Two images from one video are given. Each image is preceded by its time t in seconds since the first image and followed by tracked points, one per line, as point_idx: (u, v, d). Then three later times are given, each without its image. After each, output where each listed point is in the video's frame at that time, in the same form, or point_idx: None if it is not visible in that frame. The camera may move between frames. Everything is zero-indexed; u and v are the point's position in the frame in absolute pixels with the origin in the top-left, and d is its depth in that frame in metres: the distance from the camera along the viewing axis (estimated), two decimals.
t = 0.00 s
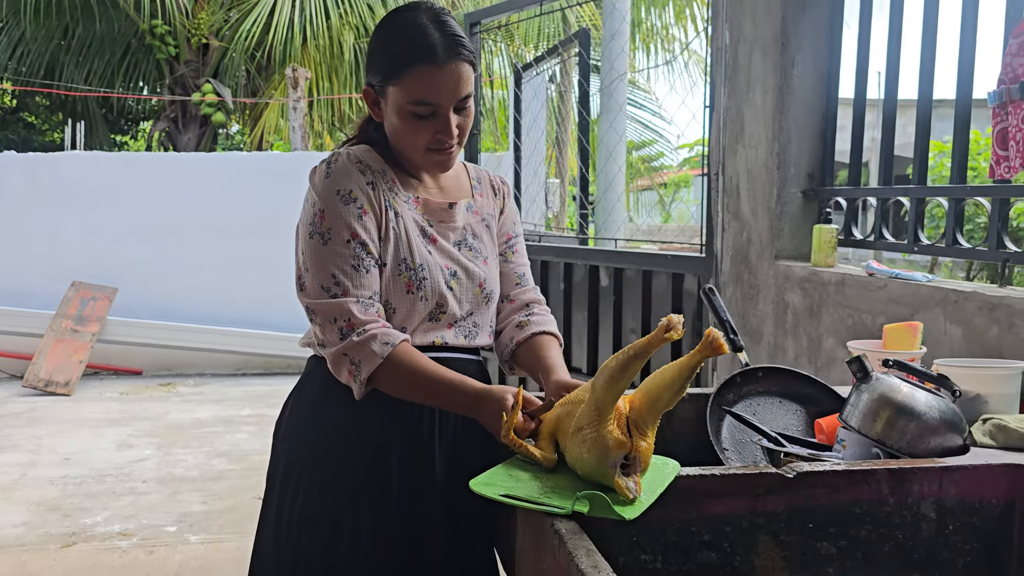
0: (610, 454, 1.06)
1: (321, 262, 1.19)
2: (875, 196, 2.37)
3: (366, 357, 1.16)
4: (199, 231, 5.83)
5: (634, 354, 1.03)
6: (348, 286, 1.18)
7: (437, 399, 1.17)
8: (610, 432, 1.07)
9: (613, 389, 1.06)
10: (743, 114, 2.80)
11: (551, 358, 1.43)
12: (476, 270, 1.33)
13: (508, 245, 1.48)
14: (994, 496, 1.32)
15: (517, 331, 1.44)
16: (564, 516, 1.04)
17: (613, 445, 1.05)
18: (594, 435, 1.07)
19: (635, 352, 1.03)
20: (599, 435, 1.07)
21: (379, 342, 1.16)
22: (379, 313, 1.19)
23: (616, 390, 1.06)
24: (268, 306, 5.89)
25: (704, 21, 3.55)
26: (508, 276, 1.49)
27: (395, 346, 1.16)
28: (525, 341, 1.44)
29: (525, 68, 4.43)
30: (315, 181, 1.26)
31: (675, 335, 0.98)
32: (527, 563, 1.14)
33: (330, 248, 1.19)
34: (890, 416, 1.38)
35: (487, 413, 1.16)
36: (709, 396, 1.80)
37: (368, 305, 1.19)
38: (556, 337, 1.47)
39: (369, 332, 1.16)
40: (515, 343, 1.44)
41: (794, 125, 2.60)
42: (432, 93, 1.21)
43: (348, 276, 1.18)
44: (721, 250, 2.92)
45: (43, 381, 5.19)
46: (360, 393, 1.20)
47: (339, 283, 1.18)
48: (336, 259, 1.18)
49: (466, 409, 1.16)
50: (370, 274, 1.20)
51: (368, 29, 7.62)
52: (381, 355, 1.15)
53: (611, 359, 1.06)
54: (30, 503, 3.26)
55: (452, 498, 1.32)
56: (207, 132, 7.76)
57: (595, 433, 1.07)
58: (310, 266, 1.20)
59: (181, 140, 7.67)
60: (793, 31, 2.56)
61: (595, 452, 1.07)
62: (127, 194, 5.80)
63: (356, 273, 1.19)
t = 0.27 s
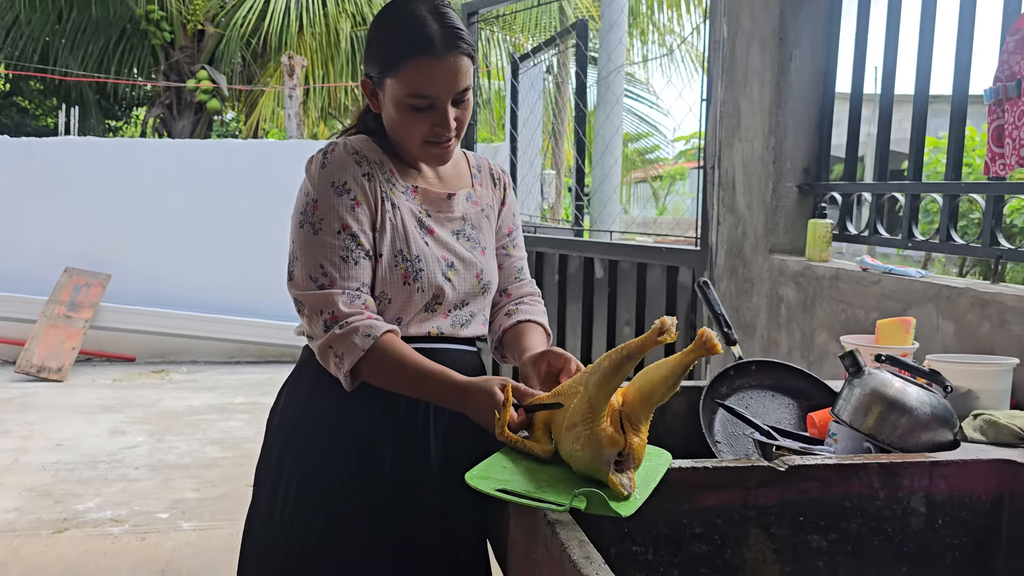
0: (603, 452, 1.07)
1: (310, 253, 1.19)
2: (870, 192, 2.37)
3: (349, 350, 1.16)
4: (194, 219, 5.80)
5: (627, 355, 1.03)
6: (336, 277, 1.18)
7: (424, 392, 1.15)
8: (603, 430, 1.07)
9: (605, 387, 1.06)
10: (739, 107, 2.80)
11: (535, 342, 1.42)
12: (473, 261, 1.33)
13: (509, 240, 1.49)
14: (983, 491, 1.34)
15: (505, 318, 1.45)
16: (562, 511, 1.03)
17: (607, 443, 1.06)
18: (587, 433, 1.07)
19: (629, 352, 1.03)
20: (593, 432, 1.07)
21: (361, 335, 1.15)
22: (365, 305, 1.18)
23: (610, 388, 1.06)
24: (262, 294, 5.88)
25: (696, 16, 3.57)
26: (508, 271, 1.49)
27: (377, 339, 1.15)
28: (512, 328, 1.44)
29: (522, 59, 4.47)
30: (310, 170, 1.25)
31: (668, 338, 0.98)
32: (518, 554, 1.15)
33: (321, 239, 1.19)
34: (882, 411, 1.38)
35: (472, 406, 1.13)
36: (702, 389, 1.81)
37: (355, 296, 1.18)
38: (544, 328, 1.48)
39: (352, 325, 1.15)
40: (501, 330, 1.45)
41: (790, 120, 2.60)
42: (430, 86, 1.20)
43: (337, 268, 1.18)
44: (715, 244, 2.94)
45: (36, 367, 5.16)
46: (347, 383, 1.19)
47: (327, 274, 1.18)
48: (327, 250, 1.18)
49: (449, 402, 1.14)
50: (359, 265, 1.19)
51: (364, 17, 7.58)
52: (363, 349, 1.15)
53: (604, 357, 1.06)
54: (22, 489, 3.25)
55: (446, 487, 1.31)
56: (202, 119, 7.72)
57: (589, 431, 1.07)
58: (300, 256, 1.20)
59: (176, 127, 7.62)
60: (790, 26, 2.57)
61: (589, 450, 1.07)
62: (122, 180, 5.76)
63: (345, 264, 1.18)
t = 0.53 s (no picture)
0: (598, 437, 1.05)
1: (298, 233, 1.17)
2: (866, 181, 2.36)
3: (336, 332, 1.13)
4: (185, 205, 5.75)
5: (620, 337, 1.02)
6: (323, 258, 1.15)
7: (412, 376, 1.13)
8: (597, 414, 1.05)
9: (598, 369, 1.04)
10: (735, 96, 2.77)
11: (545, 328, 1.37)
12: (465, 244, 1.30)
13: (506, 216, 1.46)
14: (981, 482, 1.32)
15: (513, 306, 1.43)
16: (555, 497, 1.01)
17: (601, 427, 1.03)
18: (581, 418, 1.06)
19: (621, 334, 1.02)
20: (587, 417, 1.05)
21: (347, 317, 1.12)
22: (352, 286, 1.16)
23: (603, 370, 1.04)
24: (254, 282, 5.84)
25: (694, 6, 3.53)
26: (509, 248, 1.47)
27: (363, 320, 1.13)
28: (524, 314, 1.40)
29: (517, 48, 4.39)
30: (299, 151, 1.23)
31: (662, 317, 0.97)
32: (511, 541, 1.13)
33: (309, 219, 1.16)
34: (879, 400, 1.37)
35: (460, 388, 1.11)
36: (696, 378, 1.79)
37: (342, 278, 1.15)
38: (562, 307, 1.42)
39: (338, 306, 1.13)
40: (515, 317, 1.42)
41: (787, 109, 2.58)
42: (423, 69, 1.18)
43: (324, 248, 1.16)
44: (710, 234, 2.91)
45: (27, 354, 5.11)
46: (334, 366, 1.16)
47: (314, 255, 1.16)
48: (315, 230, 1.16)
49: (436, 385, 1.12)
50: (348, 246, 1.17)
51: (359, 6, 7.51)
52: (349, 330, 1.12)
53: (597, 342, 1.05)
54: (10, 476, 3.22)
55: (437, 475, 1.29)
56: (195, 107, 7.65)
57: (582, 416, 1.05)
58: (288, 236, 1.18)
59: (168, 114, 7.56)
60: (788, 16, 2.56)
61: (583, 435, 1.05)
62: (112, 166, 5.70)
63: (333, 245, 1.16)
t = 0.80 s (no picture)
0: (598, 433, 1.05)
1: (292, 231, 1.17)
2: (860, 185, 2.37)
3: (330, 331, 1.13)
4: (179, 203, 5.73)
5: (628, 334, 1.02)
6: (317, 256, 1.15)
7: (407, 374, 1.13)
8: (598, 411, 1.05)
9: (602, 366, 1.05)
10: (730, 98, 2.78)
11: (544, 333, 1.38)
12: (459, 243, 1.31)
13: (500, 213, 1.46)
14: (970, 484, 1.33)
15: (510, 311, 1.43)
16: (548, 497, 1.02)
17: (602, 424, 1.03)
18: (580, 414, 1.06)
19: (629, 331, 1.02)
20: (587, 413, 1.05)
21: (341, 316, 1.12)
22: (346, 285, 1.16)
23: (607, 367, 1.05)
24: (248, 281, 5.83)
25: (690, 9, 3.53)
26: (502, 243, 1.47)
27: (358, 318, 1.13)
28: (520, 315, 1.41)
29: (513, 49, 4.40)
30: (294, 149, 1.23)
31: (674, 314, 0.97)
32: (503, 541, 1.13)
33: (303, 218, 1.17)
34: (871, 402, 1.38)
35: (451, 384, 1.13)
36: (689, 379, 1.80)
37: (336, 276, 1.16)
38: (560, 305, 1.41)
39: (332, 305, 1.13)
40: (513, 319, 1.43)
41: (781, 111, 2.59)
42: (414, 70, 1.18)
43: (318, 247, 1.16)
44: (704, 236, 2.90)
45: (18, 351, 5.08)
46: (329, 365, 1.16)
47: (308, 253, 1.16)
48: (309, 229, 1.16)
49: (428, 381, 1.13)
50: (342, 245, 1.17)
51: (355, 5, 7.50)
52: (343, 329, 1.12)
53: (604, 338, 1.05)
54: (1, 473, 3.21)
55: (431, 473, 1.30)
56: (190, 105, 7.63)
57: (583, 411, 1.06)
58: (282, 234, 1.18)
59: (163, 113, 7.54)
60: (784, 17, 2.56)
61: (582, 432, 1.06)
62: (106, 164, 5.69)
63: (327, 244, 1.16)
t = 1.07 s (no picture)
0: (594, 438, 1.05)
1: (294, 235, 1.17)
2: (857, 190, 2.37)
3: (330, 337, 1.13)
4: (176, 207, 5.72)
5: (621, 338, 1.02)
6: (318, 260, 1.15)
7: (403, 383, 1.13)
8: (593, 415, 1.05)
9: (598, 370, 1.04)
10: (728, 104, 2.79)
11: (528, 345, 1.39)
12: (459, 248, 1.31)
13: (493, 223, 1.46)
14: (968, 488, 1.34)
15: (496, 315, 1.40)
16: (547, 501, 1.01)
17: (597, 428, 1.03)
18: (577, 418, 1.06)
19: (622, 335, 1.02)
20: (583, 417, 1.05)
21: (343, 323, 1.13)
22: (347, 290, 1.16)
23: (601, 371, 1.04)
24: (244, 285, 5.82)
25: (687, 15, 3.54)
26: (492, 253, 1.46)
27: (359, 326, 1.13)
28: (504, 325, 1.40)
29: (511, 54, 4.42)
30: (294, 153, 1.23)
31: (665, 317, 0.97)
32: (501, 545, 1.13)
33: (304, 222, 1.16)
34: (867, 407, 1.38)
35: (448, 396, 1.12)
36: (687, 384, 1.80)
37: (337, 281, 1.16)
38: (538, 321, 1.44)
39: (334, 311, 1.13)
40: (495, 326, 1.41)
41: (779, 117, 2.60)
42: (411, 75, 1.18)
43: (319, 251, 1.16)
44: (702, 241, 2.92)
45: (14, 354, 5.06)
46: (328, 370, 1.17)
47: (309, 258, 1.16)
48: (310, 232, 1.16)
49: (427, 391, 1.13)
50: (343, 249, 1.17)
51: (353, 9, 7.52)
52: (344, 336, 1.13)
53: (598, 342, 1.05)
54: None
55: (429, 477, 1.30)
56: (187, 109, 7.63)
57: (579, 416, 1.06)
58: (284, 238, 1.18)
59: (160, 116, 7.54)
60: (781, 23, 2.56)
61: (578, 436, 1.06)
62: (104, 167, 5.68)
63: (328, 248, 1.16)
